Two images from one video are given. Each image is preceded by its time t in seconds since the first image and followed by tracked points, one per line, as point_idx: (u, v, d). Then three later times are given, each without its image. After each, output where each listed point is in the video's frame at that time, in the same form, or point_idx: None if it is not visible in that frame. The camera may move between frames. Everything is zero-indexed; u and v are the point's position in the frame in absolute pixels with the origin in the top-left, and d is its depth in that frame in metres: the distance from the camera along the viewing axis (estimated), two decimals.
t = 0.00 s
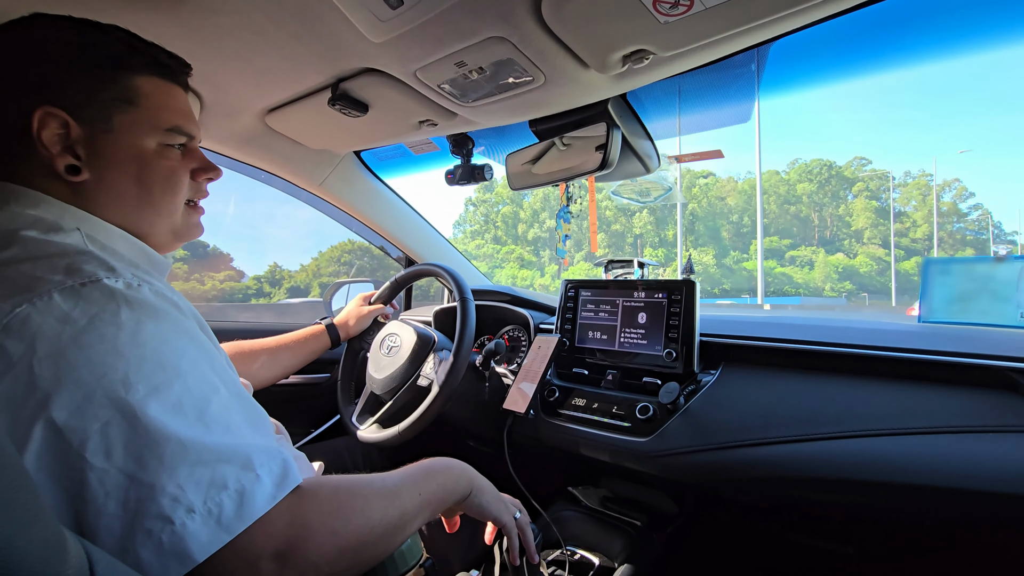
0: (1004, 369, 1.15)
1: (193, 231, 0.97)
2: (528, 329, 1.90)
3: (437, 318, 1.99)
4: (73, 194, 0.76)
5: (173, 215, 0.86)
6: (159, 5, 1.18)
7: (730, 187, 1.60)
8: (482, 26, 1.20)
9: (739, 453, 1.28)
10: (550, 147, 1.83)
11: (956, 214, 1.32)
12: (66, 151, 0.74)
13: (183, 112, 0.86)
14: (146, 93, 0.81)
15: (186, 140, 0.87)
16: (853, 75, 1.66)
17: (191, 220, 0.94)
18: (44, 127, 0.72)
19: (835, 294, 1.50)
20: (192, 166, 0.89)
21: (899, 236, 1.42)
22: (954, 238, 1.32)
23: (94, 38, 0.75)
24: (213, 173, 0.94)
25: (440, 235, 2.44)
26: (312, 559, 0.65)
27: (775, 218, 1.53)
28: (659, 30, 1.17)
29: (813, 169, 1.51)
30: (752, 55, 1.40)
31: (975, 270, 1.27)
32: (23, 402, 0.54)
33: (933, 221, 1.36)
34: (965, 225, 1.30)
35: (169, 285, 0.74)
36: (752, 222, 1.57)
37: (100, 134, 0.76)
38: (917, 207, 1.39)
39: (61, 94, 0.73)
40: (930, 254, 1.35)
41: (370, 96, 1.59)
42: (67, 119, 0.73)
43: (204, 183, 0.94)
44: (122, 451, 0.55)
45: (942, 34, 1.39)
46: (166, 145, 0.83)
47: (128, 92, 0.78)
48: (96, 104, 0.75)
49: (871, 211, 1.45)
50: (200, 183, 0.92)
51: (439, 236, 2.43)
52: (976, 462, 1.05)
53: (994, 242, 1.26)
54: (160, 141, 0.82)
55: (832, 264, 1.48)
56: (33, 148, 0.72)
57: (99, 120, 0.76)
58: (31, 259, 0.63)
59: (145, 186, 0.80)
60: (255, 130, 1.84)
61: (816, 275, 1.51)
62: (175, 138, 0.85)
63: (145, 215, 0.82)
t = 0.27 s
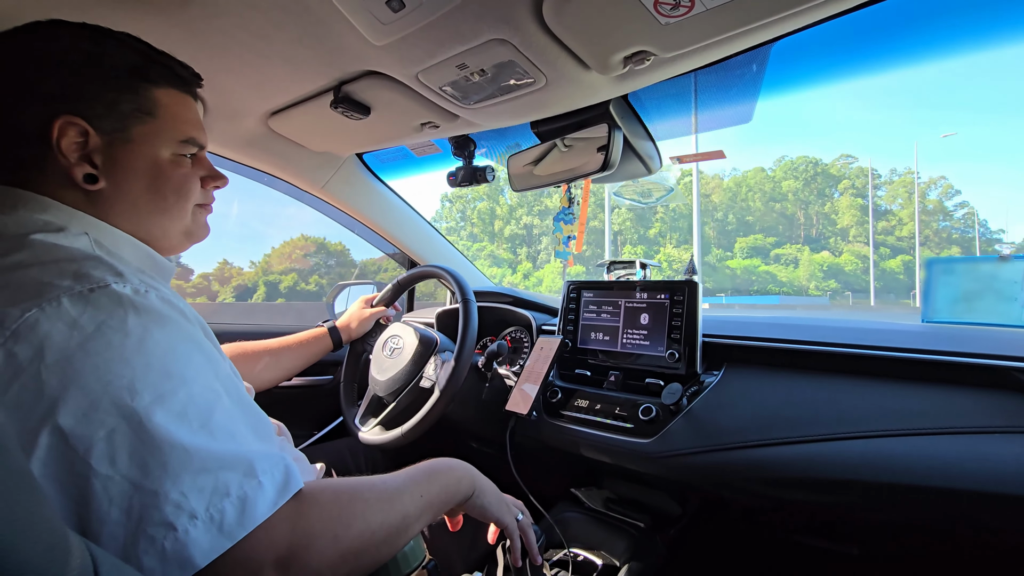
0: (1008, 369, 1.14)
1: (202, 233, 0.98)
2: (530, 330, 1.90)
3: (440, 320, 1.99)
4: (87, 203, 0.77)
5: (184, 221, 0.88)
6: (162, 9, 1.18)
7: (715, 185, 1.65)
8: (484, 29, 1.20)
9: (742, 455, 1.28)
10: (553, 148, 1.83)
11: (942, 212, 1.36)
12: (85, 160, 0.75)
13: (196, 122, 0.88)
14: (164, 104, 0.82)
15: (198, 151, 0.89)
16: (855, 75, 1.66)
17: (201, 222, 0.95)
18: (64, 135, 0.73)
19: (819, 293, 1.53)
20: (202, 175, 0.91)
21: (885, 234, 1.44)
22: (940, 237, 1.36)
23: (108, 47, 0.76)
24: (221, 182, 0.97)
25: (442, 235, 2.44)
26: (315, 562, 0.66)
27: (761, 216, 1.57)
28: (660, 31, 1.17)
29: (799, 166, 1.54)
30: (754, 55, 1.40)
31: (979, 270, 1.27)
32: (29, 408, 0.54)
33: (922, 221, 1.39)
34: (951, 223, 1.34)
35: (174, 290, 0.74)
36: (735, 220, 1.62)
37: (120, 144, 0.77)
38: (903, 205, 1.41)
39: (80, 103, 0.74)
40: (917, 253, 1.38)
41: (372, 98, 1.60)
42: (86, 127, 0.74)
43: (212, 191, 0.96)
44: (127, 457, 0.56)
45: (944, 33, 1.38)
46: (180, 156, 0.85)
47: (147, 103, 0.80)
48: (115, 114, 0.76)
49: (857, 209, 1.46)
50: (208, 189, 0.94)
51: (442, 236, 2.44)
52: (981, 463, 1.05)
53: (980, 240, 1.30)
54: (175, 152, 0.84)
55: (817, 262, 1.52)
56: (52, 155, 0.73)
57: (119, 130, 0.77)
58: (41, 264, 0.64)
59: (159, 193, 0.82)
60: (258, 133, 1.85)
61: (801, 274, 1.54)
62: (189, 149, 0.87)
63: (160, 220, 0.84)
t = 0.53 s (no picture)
0: (1011, 370, 1.14)
1: (208, 235, 0.98)
2: (532, 329, 1.90)
3: (441, 319, 1.99)
4: (101, 201, 0.78)
5: (194, 222, 0.89)
6: (166, 8, 1.18)
7: (698, 182, 1.72)
8: (486, 28, 1.20)
9: (743, 455, 1.28)
10: (555, 148, 1.83)
11: (926, 211, 1.35)
12: (104, 159, 0.76)
13: (208, 126, 0.91)
14: (179, 108, 0.85)
15: (207, 153, 0.91)
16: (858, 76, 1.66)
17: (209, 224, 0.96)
18: (86, 135, 0.74)
19: (802, 292, 1.55)
20: (210, 176, 0.92)
21: (869, 232, 1.43)
22: (924, 236, 1.33)
23: (124, 52, 0.78)
24: (228, 185, 0.99)
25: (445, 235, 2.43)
26: (315, 560, 0.65)
27: (745, 214, 1.60)
28: (661, 31, 1.17)
29: (784, 163, 1.59)
30: (756, 55, 1.40)
31: (982, 271, 1.25)
32: (36, 404, 0.54)
33: (905, 219, 1.37)
34: (936, 222, 1.33)
35: (179, 288, 0.74)
36: (719, 218, 1.66)
37: (139, 145, 0.79)
38: (887, 204, 1.41)
39: (101, 105, 0.76)
40: (899, 252, 1.38)
41: (374, 98, 1.60)
42: (107, 128, 0.76)
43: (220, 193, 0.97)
44: (130, 454, 0.56)
45: (947, 34, 1.38)
46: (192, 159, 0.87)
47: (164, 106, 0.83)
48: (134, 117, 0.79)
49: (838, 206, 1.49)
50: (215, 192, 0.95)
51: (444, 235, 2.43)
52: (983, 464, 1.04)
53: (964, 238, 1.29)
54: (188, 154, 0.86)
55: (800, 260, 1.53)
56: (73, 154, 0.75)
57: (137, 132, 0.79)
58: (47, 261, 0.64)
59: (173, 192, 0.84)
60: (260, 132, 1.85)
61: (785, 273, 1.55)
62: (201, 152, 0.89)
63: (173, 221, 0.85)
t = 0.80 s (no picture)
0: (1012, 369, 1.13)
1: (208, 237, 0.98)
2: (532, 329, 1.90)
3: (442, 319, 1.99)
4: (109, 199, 0.78)
5: (197, 223, 0.90)
6: (165, 7, 1.18)
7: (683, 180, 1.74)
8: (487, 27, 1.20)
9: (744, 455, 1.27)
10: (555, 147, 1.83)
11: (913, 209, 1.37)
12: (111, 158, 0.76)
13: (211, 126, 0.91)
14: (184, 108, 0.85)
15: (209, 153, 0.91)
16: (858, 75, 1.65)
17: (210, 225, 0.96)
18: (94, 134, 0.74)
19: (785, 291, 1.56)
20: (212, 177, 0.92)
21: (854, 230, 1.47)
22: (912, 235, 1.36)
23: (131, 53, 0.79)
24: (229, 185, 0.98)
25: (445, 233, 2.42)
26: (315, 560, 0.65)
27: (729, 211, 1.60)
28: (663, 29, 1.17)
29: (769, 161, 1.59)
30: (756, 55, 1.40)
31: (984, 270, 1.25)
32: (41, 404, 0.54)
33: (890, 217, 1.40)
34: (921, 220, 1.35)
35: (181, 288, 0.74)
36: (703, 215, 1.65)
37: (145, 144, 0.79)
38: (873, 202, 1.44)
39: (108, 105, 0.76)
40: (884, 250, 1.42)
41: (374, 97, 1.59)
42: (114, 127, 0.76)
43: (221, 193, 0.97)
44: (135, 453, 0.56)
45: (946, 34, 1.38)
46: (196, 158, 0.88)
47: (171, 106, 0.83)
48: (142, 116, 0.79)
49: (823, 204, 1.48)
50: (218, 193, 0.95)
51: (444, 234, 2.42)
52: (984, 464, 1.04)
53: (948, 236, 1.31)
54: (192, 154, 0.87)
55: (783, 259, 1.53)
56: (81, 153, 0.75)
57: (144, 132, 0.79)
58: (50, 260, 0.64)
59: (179, 192, 0.84)
60: (261, 131, 1.85)
61: (767, 272, 1.56)
62: (204, 152, 0.90)
63: (178, 223, 0.85)
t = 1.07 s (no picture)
0: (1013, 369, 1.14)
1: (206, 232, 0.98)
2: (532, 328, 1.90)
3: (442, 318, 1.99)
4: (109, 194, 0.78)
5: (194, 218, 0.90)
6: (164, 5, 1.18)
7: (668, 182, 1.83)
8: (486, 26, 1.20)
9: (744, 454, 1.27)
10: (555, 147, 1.83)
11: (897, 208, 1.40)
12: (109, 154, 0.77)
13: (206, 121, 0.91)
14: (179, 102, 0.85)
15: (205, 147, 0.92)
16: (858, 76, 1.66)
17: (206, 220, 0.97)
18: (91, 130, 0.75)
19: (765, 289, 1.60)
20: (208, 171, 0.93)
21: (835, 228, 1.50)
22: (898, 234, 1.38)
23: (123, 48, 0.78)
24: (224, 178, 0.99)
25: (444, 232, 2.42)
26: (315, 559, 0.66)
27: (712, 209, 1.69)
28: (663, 29, 1.17)
29: (753, 158, 1.67)
30: (757, 54, 1.39)
31: (984, 270, 1.25)
32: (41, 401, 0.55)
33: (875, 215, 1.44)
34: (906, 218, 1.37)
35: (180, 286, 0.74)
36: (686, 213, 1.74)
37: (143, 139, 0.80)
38: (858, 199, 1.47)
39: (104, 100, 0.76)
40: (868, 248, 1.45)
41: (374, 96, 1.59)
42: (111, 123, 0.76)
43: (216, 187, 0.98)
44: (136, 450, 0.56)
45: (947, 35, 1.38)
46: (193, 153, 0.88)
47: (166, 101, 0.83)
48: (138, 111, 0.79)
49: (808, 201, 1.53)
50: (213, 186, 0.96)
51: (444, 233, 2.42)
52: (983, 463, 1.04)
53: (932, 235, 1.33)
54: (189, 148, 0.87)
55: (766, 257, 1.59)
56: (79, 149, 0.75)
57: (141, 126, 0.80)
58: (49, 258, 0.64)
59: (177, 186, 0.85)
60: (261, 131, 1.85)
61: (750, 270, 1.62)
62: (200, 145, 0.90)
63: (177, 216, 0.86)
